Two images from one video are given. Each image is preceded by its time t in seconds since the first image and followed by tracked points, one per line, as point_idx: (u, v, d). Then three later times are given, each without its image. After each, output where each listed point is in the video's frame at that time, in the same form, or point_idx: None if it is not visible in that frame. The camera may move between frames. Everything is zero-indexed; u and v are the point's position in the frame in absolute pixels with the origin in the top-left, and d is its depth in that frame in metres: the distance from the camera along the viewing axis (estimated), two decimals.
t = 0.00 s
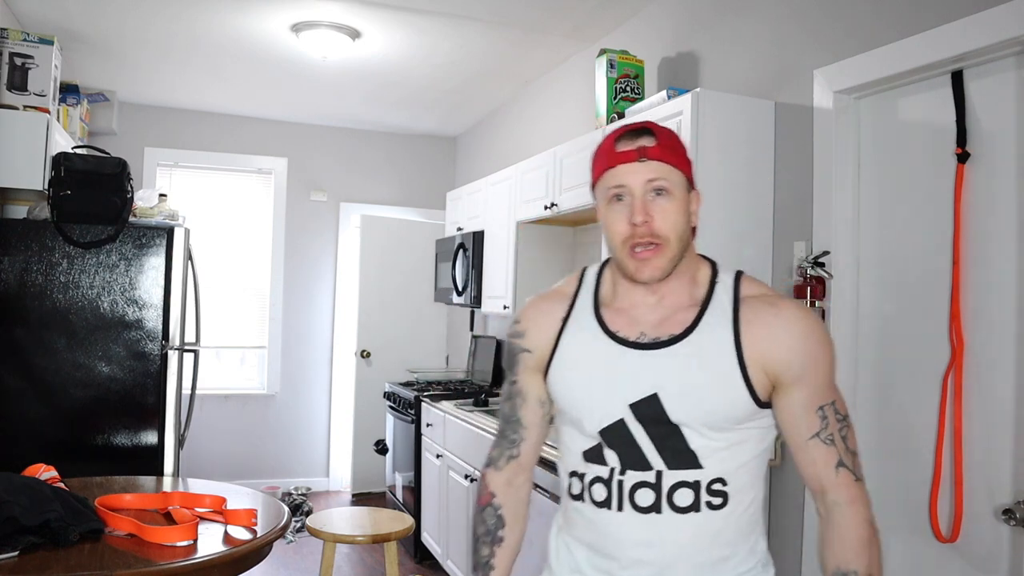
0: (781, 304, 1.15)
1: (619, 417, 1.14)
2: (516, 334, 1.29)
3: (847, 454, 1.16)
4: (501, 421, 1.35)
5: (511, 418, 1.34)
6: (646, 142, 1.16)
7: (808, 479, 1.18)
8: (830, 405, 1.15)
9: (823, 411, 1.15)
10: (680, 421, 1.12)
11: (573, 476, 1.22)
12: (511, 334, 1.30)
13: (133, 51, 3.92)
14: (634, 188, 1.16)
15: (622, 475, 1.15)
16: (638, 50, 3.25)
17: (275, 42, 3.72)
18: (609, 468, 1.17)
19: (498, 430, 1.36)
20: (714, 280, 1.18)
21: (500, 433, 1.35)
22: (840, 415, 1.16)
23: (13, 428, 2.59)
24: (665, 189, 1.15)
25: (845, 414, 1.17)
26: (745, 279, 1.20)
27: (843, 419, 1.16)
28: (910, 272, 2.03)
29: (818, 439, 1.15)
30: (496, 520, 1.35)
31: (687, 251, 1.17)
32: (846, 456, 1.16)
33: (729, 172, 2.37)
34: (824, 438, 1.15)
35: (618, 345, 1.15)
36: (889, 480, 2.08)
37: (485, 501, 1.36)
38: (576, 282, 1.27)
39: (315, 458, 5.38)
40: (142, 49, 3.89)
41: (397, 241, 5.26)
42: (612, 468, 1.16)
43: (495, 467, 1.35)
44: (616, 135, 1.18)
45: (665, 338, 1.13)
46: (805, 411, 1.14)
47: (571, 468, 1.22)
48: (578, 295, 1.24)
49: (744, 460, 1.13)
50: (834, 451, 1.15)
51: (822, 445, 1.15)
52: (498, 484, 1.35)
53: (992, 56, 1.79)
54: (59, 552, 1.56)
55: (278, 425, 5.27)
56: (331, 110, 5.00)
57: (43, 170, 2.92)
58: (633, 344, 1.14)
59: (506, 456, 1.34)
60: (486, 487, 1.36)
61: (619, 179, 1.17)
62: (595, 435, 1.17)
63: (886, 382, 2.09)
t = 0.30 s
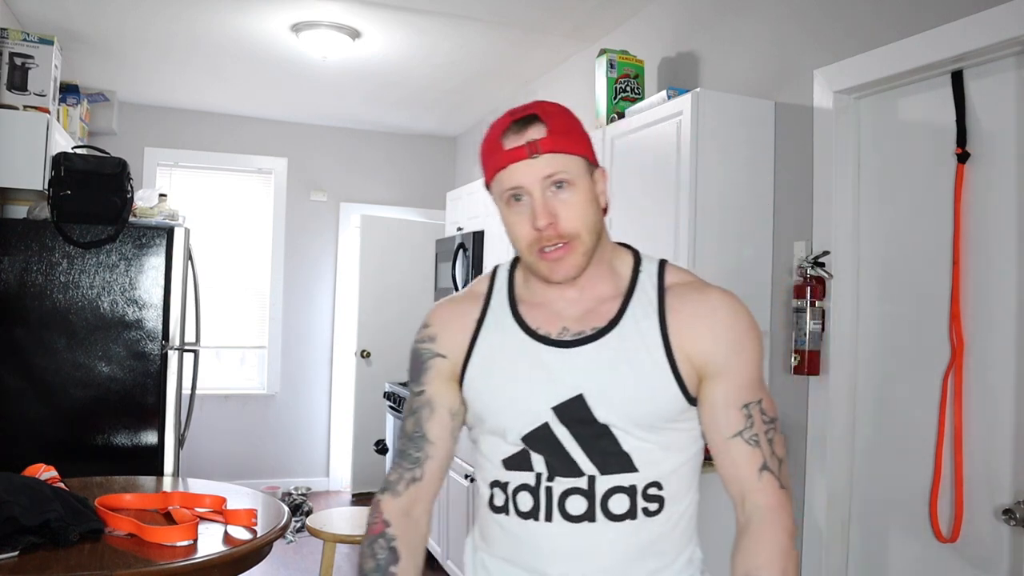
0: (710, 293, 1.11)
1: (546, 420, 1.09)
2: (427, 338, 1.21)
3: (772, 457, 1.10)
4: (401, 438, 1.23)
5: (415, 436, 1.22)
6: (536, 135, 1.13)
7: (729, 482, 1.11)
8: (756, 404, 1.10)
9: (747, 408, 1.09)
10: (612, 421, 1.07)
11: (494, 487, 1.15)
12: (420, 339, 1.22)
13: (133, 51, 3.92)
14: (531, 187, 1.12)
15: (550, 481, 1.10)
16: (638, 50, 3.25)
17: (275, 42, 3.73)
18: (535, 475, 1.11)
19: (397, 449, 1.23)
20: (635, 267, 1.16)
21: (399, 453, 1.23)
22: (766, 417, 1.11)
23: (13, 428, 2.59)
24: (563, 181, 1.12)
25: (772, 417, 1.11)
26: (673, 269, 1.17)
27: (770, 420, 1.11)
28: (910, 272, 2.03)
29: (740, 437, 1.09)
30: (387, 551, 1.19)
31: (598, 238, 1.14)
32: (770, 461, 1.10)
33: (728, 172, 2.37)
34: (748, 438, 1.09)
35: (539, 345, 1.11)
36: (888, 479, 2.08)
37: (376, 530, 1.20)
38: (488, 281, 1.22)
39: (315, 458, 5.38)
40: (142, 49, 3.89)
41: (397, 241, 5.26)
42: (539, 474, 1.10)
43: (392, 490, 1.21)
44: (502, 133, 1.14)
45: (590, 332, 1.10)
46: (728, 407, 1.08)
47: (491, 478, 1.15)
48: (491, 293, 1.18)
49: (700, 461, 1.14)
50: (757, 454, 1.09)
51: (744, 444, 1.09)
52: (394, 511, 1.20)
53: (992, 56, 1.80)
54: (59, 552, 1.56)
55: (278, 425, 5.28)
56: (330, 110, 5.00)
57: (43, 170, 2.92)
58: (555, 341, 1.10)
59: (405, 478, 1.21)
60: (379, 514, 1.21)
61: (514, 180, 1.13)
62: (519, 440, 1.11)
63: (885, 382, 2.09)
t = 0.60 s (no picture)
0: (671, 293, 1.11)
1: (499, 427, 1.09)
2: (381, 342, 1.22)
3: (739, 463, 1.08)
4: (359, 449, 1.22)
5: (374, 445, 1.21)
6: (488, 126, 1.14)
7: (694, 489, 1.09)
8: (721, 407, 1.08)
9: (711, 412, 1.07)
10: (567, 428, 1.07)
11: (448, 496, 1.15)
12: (374, 343, 1.23)
13: (134, 51, 3.92)
14: (484, 180, 1.14)
15: (503, 490, 1.10)
16: (638, 50, 3.25)
17: (275, 42, 3.72)
18: (489, 483, 1.11)
19: (356, 460, 1.22)
20: (593, 267, 1.17)
21: (359, 464, 1.22)
22: (732, 422, 1.08)
23: (13, 428, 2.59)
24: (516, 175, 1.13)
25: (738, 422, 1.09)
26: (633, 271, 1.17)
27: (736, 425, 1.09)
28: (910, 272, 2.03)
29: (704, 443, 1.07)
30: (350, 567, 1.17)
31: (552, 235, 1.16)
32: (737, 467, 1.08)
33: (727, 172, 2.37)
34: (712, 443, 1.07)
35: (494, 347, 1.11)
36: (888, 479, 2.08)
37: (338, 546, 1.19)
38: (442, 283, 1.24)
39: (316, 458, 5.38)
40: (142, 49, 3.89)
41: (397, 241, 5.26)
42: (493, 482, 1.10)
43: (352, 503, 1.21)
44: (453, 123, 1.15)
45: (547, 333, 1.10)
46: (690, 411, 1.06)
47: (446, 487, 1.16)
48: (445, 297, 1.20)
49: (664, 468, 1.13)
50: (722, 459, 1.07)
51: (708, 450, 1.07)
52: (356, 525, 1.19)
53: (992, 56, 1.80)
54: (59, 552, 1.57)
55: (278, 425, 5.28)
56: (330, 110, 5.00)
57: (43, 170, 2.92)
58: (510, 343, 1.11)
59: (365, 490, 1.21)
60: (341, 529, 1.20)
61: (466, 173, 1.14)
62: (471, 448, 1.11)
63: (885, 383, 2.09)
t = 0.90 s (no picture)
0: (656, 295, 1.11)
1: (480, 430, 1.08)
2: (353, 347, 1.21)
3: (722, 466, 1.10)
4: (342, 458, 1.23)
5: (357, 453, 1.22)
6: (474, 110, 1.14)
7: (679, 494, 1.10)
8: (705, 411, 1.09)
9: (696, 417, 1.08)
10: (550, 429, 1.06)
11: (425, 502, 1.14)
12: (346, 346, 1.22)
13: (134, 51, 3.92)
14: (467, 164, 1.14)
15: (484, 493, 1.08)
16: (638, 50, 3.25)
17: (275, 42, 3.72)
18: (468, 487, 1.10)
19: (340, 469, 1.23)
20: (574, 267, 1.17)
21: (344, 473, 1.23)
22: (715, 425, 1.10)
23: (13, 428, 2.59)
24: (500, 163, 1.14)
25: (721, 425, 1.10)
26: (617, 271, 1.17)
27: (720, 428, 1.10)
28: (909, 273, 2.03)
29: (690, 449, 1.08)
30: None
31: (535, 229, 1.16)
32: (720, 471, 1.09)
33: (727, 172, 2.37)
34: (697, 447, 1.08)
35: (473, 346, 1.11)
36: (887, 479, 2.08)
37: (333, 558, 1.22)
38: (418, 281, 1.24)
39: (315, 458, 5.38)
40: (142, 49, 3.88)
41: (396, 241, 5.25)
42: (473, 486, 1.09)
43: (341, 513, 1.23)
44: (440, 105, 1.16)
45: (528, 333, 1.10)
46: (677, 417, 1.07)
47: (423, 493, 1.14)
48: (423, 295, 1.20)
49: (645, 469, 1.13)
50: (707, 463, 1.08)
51: (694, 455, 1.08)
52: (348, 535, 1.22)
53: (992, 56, 1.80)
54: (60, 552, 1.57)
55: (278, 425, 5.28)
56: (330, 110, 5.00)
57: (43, 170, 2.92)
58: (490, 342, 1.10)
59: (353, 499, 1.22)
60: (334, 541, 1.22)
61: (450, 158, 1.15)
62: (448, 452, 1.10)
63: (885, 383, 2.09)
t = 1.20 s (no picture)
0: (648, 293, 1.12)
1: (471, 429, 1.08)
2: (342, 338, 1.19)
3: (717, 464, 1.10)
4: (318, 452, 1.20)
5: (334, 448, 1.19)
6: (477, 97, 1.15)
7: (674, 493, 1.10)
8: (699, 409, 1.10)
9: (690, 415, 1.09)
10: (544, 426, 1.06)
11: (415, 504, 1.12)
12: (334, 339, 1.20)
13: (134, 51, 3.92)
14: (467, 152, 1.15)
15: (478, 494, 1.08)
16: (638, 50, 3.25)
17: (275, 42, 3.72)
18: (460, 488, 1.09)
19: (315, 464, 1.20)
20: (568, 265, 1.17)
21: (318, 469, 1.20)
22: (709, 424, 1.10)
23: (13, 428, 2.59)
24: (500, 151, 1.14)
25: (714, 424, 1.11)
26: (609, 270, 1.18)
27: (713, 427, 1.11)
28: (909, 272, 2.03)
29: (684, 446, 1.08)
30: None
31: (531, 222, 1.16)
32: (715, 469, 1.10)
33: (727, 172, 2.37)
34: (692, 445, 1.09)
35: (467, 341, 1.10)
36: (887, 479, 2.08)
37: (297, 555, 1.18)
38: (410, 277, 1.23)
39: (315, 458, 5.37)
40: (142, 49, 3.89)
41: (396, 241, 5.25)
42: (465, 487, 1.09)
43: (311, 509, 1.19)
44: (443, 91, 1.17)
45: (522, 329, 1.10)
46: (671, 414, 1.08)
47: (412, 495, 1.13)
48: (414, 291, 1.19)
49: (635, 469, 1.13)
50: (703, 461, 1.09)
51: (689, 453, 1.08)
52: (315, 533, 1.18)
53: (993, 56, 1.80)
54: (60, 552, 1.57)
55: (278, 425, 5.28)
56: (330, 110, 5.00)
57: (43, 170, 2.92)
58: (484, 338, 1.10)
59: (324, 496, 1.19)
60: (301, 538, 1.18)
61: (451, 145, 1.15)
62: (441, 450, 1.09)
63: (884, 383, 2.09)
